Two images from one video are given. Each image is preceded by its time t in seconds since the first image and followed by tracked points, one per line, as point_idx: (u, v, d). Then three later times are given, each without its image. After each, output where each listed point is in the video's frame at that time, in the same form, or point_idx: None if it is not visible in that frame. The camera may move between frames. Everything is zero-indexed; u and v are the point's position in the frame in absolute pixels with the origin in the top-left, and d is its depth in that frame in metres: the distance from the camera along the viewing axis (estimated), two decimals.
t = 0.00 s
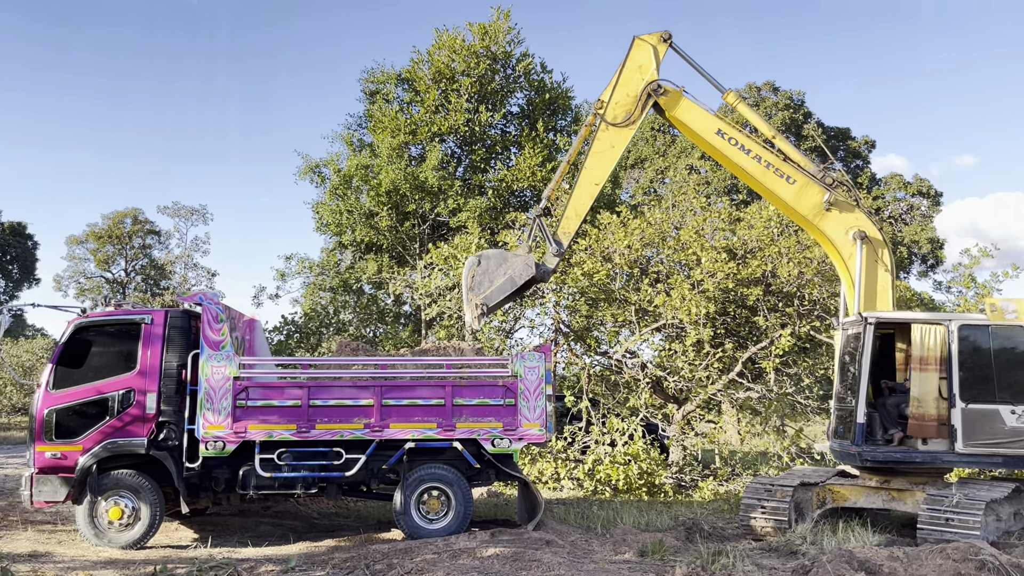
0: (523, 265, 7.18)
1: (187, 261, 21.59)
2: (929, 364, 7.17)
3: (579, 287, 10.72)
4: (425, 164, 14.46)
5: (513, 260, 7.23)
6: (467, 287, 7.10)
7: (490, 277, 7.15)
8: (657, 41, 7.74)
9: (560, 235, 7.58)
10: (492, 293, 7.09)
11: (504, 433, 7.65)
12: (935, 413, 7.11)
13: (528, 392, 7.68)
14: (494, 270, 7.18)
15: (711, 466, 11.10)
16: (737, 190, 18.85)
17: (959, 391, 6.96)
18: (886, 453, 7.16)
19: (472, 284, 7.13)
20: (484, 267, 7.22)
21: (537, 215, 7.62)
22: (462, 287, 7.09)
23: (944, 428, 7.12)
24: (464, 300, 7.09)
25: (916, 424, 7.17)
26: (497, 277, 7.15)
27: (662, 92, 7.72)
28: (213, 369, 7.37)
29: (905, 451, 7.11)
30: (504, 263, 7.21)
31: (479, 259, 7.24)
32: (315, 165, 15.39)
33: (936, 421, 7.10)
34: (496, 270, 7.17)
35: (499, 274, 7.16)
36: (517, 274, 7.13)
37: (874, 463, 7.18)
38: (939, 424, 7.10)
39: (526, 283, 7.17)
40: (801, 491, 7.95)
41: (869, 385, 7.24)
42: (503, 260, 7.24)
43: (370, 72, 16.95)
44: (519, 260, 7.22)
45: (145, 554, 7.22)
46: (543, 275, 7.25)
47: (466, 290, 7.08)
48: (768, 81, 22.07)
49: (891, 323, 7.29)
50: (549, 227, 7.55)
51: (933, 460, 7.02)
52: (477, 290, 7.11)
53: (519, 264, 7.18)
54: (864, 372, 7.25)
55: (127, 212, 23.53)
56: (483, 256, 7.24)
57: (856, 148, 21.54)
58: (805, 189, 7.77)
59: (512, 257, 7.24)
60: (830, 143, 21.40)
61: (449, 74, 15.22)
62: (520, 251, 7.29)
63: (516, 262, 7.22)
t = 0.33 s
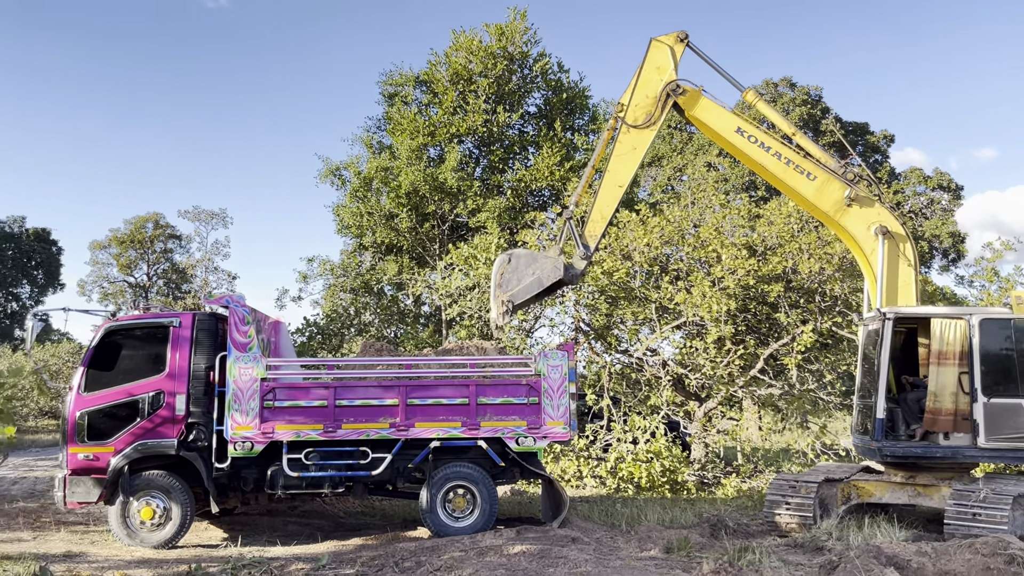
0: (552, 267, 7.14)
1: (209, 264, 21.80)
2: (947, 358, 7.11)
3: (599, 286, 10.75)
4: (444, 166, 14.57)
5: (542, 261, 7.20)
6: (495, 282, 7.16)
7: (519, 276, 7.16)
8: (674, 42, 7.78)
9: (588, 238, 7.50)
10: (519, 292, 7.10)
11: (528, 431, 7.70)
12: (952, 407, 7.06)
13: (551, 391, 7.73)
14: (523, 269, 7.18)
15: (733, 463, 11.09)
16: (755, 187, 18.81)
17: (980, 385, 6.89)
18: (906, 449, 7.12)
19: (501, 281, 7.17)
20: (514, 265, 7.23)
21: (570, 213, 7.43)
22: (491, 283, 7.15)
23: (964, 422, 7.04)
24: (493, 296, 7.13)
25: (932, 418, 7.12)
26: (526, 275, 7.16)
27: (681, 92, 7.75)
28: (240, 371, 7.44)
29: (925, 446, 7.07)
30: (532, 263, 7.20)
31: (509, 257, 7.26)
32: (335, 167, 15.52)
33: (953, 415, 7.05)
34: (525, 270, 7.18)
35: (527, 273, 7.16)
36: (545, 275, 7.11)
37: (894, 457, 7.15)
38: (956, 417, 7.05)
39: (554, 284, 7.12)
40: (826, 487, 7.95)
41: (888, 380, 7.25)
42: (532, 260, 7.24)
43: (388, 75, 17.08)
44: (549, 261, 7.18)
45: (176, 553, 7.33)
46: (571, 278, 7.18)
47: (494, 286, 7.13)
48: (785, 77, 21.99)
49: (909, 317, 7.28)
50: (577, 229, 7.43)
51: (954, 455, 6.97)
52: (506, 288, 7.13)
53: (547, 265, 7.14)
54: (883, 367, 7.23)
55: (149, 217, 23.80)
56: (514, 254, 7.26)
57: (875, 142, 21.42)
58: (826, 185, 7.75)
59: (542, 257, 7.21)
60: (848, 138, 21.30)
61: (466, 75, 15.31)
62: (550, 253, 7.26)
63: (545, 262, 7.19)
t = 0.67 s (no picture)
0: (578, 256, 7.09)
1: (234, 264, 22.02)
2: (984, 353, 7.07)
3: (623, 282, 10.74)
4: (467, 164, 14.62)
5: (570, 249, 7.15)
6: (519, 259, 7.15)
7: (544, 257, 7.14)
8: (699, 31, 7.75)
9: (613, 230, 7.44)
10: (541, 273, 7.08)
11: (554, 428, 7.71)
12: (989, 401, 7.01)
13: (577, 387, 7.73)
14: (549, 252, 7.15)
15: (760, 459, 11.03)
16: (779, 181, 18.66)
17: (1018, 379, 6.81)
18: (943, 444, 6.99)
19: (525, 259, 7.17)
20: (542, 246, 7.20)
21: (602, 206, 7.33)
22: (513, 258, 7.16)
23: (1001, 417, 6.99)
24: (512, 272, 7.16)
25: (970, 412, 7.06)
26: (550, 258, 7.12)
27: (707, 82, 7.70)
28: (268, 370, 7.50)
29: (963, 441, 6.94)
30: (560, 249, 7.16)
31: (539, 236, 7.22)
32: (358, 167, 15.62)
33: (990, 410, 7.00)
34: (549, 253, 7.14)
35: (552, 257, 7.12)
36: (570, 263, 7.07)
37: (932, 453, 7.00)
38: (993, 412, 6.99)
39: (578, 274, 7.09)
40: (854, 483, 7.90)
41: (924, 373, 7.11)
42: (561, 246, 7.19)
43: (410, 74, 17.17)
44: (576, 250, 7.12)
45: (208, 550, 7.43)
46: (597, 272, 7.14)
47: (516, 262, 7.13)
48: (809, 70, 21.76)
49: (946, 311, 7.15)
50: (607, 222, 7.35)
51: (993, 450, 6.84)
52: (527, 267, 7.12)
53: (574, 254, 7.09)
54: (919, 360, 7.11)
55: (174, 219, 24.09)
56: (543, 234, 7.21)
57: (901, 135, 21.14)
58: (853, 177, 7.67)
59: (570, 245, 7.15)
60: (873, 131, 21.04)
61: (488, 73, 15.33)
62: (579, 242, 7.19)
63: (573, 250, 7.13)
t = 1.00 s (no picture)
0: (613, 245, 7.03)
1: (264, 262, 22.28)
2: None
3: (651, 277, 10.67)
4: (493, 160, 14.62)
5: (603, 236, 7.07)
6: (550, 245, 6.98)
7: (574, 245, 7.01)
8: (732, 12, 7.61)
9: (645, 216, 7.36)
10: (572, 262, 6.94)
11: (582, 424, 7.69)
12: None
13: (605, 383, 7.71)
14: (581, 240, 7.03)
15: (791, 455, 10.93)
16: (810, 174, 18.41)
17: None
18: (997, 440, 6.91)
19: (554, 246, 6.98)
20: (572, 232, 7.04)
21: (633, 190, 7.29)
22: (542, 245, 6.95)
23: None
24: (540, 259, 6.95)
25: None
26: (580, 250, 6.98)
27: (741, 64, 7.55)
28: (298, 366, 7.57)
29: (1017, 437, 6.88)
30: (592, 236, 7.06)
31: (569, 222, 7.05)
32: (386, 164, 15.70)
33: None
34: (582, 241, 7.02)
35: (584, 245, 7.01)
36: (605, 252, 6.99)
37: (986, 450, 6.91)
38: None
39: (610, 264, 7.05)
40: (888, 479, 7.74)
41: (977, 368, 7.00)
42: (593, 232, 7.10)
43: (437, 72, 17.22)
44: (611, 239, 7.06)
45: (240, 544, 7.53)
46: (629, 262, 7.11)
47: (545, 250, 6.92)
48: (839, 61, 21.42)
49: (997, 303, 7.03)
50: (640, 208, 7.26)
51: None
52: (557, 254, 6.95)
53: (609, 242, 7.03)
54: (973, 355, 6.99)
55: (206, 217, 24.44)
56: (574, 221, 7.05)
57: (934, 126, 20.73)
58: (889, 166, 7.51)
59: (604, 233, 7.07)
60: (906, 122, 20.66)
61: (514, 69, 15.31)
62: (613, 230, 7.16)
63: (607, 238, 7.06)
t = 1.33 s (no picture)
0: (664, 228, 6.68)
1: (296, 259, 22.49)
2: None
3: (680, 273, 10.54)
4: (521, 155, 14.57)
5: (654, 218, 6.72)
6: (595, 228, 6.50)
7: (621, 226, 6.61)
8: None
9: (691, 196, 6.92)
10: (620, 244, 6.56)
11: (609, 420, 7.63)
12: None
13: (633, 379, 7.64)
14: (629, 221, 6.64)
15: (823, 453, 10.76)
16: (844, 168, 18.05)
17: None
18: None
19: (601, 227, 6.54)
20: (619, 213, 6.65)
21: (678, 170, 6.92)
22: (589, 226, 6.45)
23: None
24: (587, 241, 6.45)
25: None
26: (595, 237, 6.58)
27: (790, 39, 7.09)
28: (326, 362, 7.62)
29: None
30: (642, 217, 6.70)
31: (617, 202, 6.66)
32: (414, 161, 15.74)
33: None
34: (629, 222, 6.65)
35: (632, 227, 6.63)
36: (656, 235, 6.66)
37: None
38: None
39: (659, 247, 6.71)
40: (923, 478, 7.51)
41: None
42: (642, 214, 6.73)
43: (464, 68, 17.22)
44: (662, 220, 6.70)
45: (269, 539, 7.61)
46: (678, 246, 6.74)
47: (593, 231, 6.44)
48: (874, 52, 20.97)
49: None
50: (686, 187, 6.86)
51: None
52: (604, 236, 6.53)
53: (660, 225, 6.67)
54: None
55: (238, 214, 24.76)
56: (622, 201, 6.67)
57: (972, 117, 20.23)
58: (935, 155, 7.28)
59: (653, 214, 6.73)
60: (943, 113, 20.17)
61: (542, 64, 15.24)
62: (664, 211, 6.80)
63: (657, 220, 6.70)
